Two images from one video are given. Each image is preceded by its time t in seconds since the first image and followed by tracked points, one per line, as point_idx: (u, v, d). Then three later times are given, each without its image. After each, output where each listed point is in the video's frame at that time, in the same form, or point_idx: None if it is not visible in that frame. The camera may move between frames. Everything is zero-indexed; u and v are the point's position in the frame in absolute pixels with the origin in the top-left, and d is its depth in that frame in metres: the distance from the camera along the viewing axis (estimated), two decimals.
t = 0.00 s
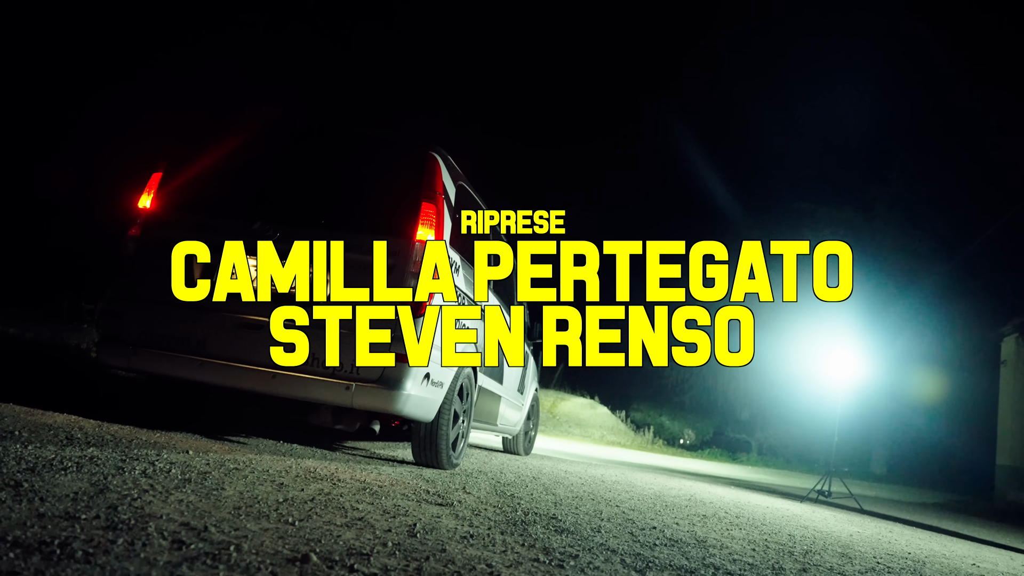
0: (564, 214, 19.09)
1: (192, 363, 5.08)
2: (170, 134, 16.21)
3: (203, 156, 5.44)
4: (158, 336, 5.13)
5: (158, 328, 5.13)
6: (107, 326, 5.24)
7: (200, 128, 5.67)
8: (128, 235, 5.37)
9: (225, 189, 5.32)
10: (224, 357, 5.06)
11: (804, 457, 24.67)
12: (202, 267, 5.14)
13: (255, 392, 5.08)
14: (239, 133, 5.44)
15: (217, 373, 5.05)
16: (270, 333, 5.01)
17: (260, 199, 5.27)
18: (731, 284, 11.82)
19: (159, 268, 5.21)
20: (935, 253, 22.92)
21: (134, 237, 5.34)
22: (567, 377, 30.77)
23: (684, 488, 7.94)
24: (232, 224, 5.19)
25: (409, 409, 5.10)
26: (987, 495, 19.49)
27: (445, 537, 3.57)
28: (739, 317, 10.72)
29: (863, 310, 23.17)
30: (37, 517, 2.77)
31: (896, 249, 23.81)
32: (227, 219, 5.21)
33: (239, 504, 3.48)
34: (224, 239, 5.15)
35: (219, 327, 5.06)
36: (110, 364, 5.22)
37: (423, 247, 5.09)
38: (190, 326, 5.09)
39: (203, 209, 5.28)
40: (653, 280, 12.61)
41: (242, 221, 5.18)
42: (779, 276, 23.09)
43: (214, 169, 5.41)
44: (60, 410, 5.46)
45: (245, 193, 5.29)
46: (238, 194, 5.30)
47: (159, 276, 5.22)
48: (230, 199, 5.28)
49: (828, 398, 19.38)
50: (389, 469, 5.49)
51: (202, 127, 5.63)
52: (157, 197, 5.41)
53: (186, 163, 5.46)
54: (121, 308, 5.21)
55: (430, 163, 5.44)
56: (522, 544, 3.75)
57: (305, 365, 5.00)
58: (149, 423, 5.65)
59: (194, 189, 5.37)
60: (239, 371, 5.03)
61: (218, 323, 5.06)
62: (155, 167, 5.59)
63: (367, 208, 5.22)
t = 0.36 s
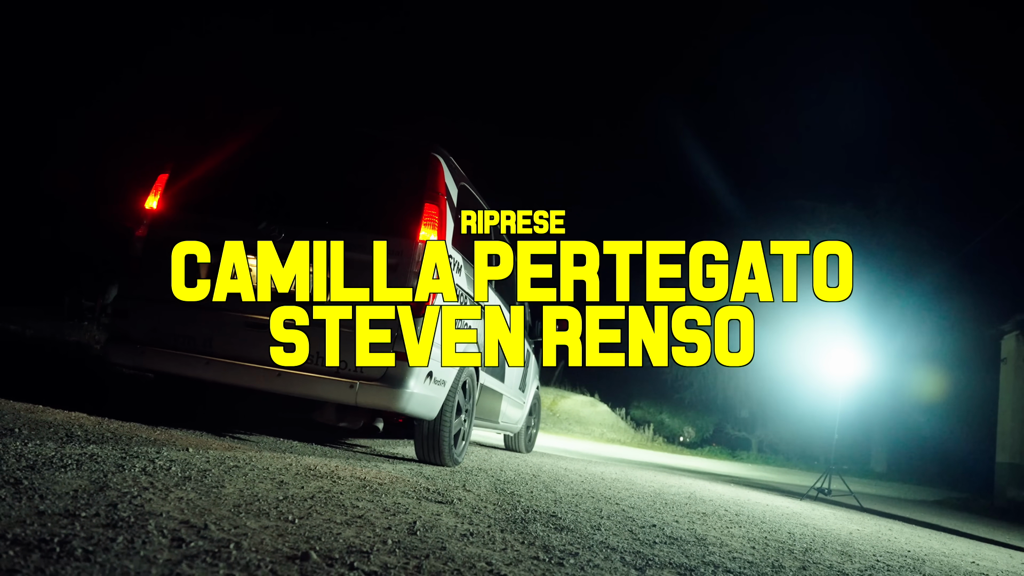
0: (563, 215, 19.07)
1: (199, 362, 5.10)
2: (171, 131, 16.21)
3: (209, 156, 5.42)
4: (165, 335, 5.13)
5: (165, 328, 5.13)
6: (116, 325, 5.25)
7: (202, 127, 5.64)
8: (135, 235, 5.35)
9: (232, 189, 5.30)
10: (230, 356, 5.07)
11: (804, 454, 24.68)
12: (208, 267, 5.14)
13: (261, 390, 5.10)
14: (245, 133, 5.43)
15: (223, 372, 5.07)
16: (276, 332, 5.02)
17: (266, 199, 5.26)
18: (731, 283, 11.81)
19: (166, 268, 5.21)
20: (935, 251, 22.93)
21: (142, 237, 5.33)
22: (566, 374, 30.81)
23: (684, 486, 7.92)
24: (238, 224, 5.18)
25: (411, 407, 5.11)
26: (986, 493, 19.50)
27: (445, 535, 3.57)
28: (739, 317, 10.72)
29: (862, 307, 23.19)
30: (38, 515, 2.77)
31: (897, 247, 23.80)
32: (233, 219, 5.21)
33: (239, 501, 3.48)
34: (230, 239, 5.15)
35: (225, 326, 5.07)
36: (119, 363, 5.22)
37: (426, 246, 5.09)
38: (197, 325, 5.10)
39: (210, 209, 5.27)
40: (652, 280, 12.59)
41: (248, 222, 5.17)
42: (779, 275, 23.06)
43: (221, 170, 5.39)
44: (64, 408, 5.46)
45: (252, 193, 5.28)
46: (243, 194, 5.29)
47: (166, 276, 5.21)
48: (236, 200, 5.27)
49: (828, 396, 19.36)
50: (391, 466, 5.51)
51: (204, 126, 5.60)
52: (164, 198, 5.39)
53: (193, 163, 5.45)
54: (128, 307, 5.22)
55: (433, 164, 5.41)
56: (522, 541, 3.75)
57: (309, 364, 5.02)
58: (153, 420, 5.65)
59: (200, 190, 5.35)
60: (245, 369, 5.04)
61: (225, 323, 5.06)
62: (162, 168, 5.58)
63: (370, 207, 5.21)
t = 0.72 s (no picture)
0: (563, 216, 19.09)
1: (208, 362, 5.08)
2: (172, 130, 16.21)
3: (221, 160, 5.45)
4: (176, 337, 5.13)
5: (177, 329, 5.13)
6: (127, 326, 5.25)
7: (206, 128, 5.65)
8: (147, 237, 5.37)
9: (245, 194, 5.34)
10: (238, 356, 5.05)
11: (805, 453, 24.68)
12: (219, 270, 5.19)
13: (269, 390, 5.09)
14: (255, 138, 5.45)
15: (232, 373, 5.06)
16: (285, 332, 5.01)
17: (276, 203, 5.29)
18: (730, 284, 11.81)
19: (175, 269, 5.23)
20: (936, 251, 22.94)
21: (154, 240, 5.35)
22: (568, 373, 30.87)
23: (685, 485, 7.93)
24: (250, 229, 5.22)
25: (416, 407, 5.11)
26: (987, 491, 19.51)
27: (444, 533, 3.57)
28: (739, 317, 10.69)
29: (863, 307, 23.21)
30: (37, 512, 2.78)
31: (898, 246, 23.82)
32: (246, 223, 5.24)
33: (238, 499, 3.49)
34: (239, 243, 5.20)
35: (234, 329, 5.06)
36: (130, 363, 5.23)
37: (431, 251, 5.10)
38: (207, 326, 5.09)
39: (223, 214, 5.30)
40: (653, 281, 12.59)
41: (259, 225, 5.20)
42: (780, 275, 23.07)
43: (230, 172, 5.42)
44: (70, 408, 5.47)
45: (263, 197, 5.31)
46: (253, 199, 5.33)
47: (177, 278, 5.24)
48: (249, 204, 5.30)
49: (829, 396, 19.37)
50: (393, 465, 5.52)
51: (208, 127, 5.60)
52: (176, 201, 5.44)
53: (203, 167, 5.47)
54: (136, 308, 5.23)
55: (437, 168, 5.43)
56: (522, 539, 3.76)
57: (317, 364, 5.00)
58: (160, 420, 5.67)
59: (214, 194, 5.39)
60: (254, 370, 5.03)
61: (235, 325, 5.06)
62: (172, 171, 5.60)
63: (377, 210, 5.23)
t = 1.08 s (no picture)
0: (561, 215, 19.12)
1: (218, 364, 5.13)
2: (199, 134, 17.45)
3: (229, 167, 5.45)
4: (188, 340, 5.15)
5: (187, 332, 5.15)
6: (139, 331, 5.28)
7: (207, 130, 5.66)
8: (160, 244, 5.37)
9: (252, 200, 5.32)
10: (248, 359, 5.10)
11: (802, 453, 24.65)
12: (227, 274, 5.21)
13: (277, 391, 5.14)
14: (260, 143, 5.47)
15: (241, 374, 5.11)
16: (293, 335, 5.06)
17: (283, 208, 5.30)
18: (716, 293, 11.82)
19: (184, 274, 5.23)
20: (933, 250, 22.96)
21: (166, 246, 5.34)
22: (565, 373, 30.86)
23: (682, 484, 7.92)
24: (259, 234, 5.22)
25: (420, 408, 5.17)
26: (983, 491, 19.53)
27: (440, 533, 3.57)
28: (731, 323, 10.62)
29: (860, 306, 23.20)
30: (33, 512, 2.77)
31: (895, 246, 23.87)
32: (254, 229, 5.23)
33: (234, 499, 3.49)
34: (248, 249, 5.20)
35: (242, 332, 5.10)
36: (142, 365, 5.27)
37: (434, 257, 5.16)
38: (217, 330, 5.13)
39: (232, 220, 5.29)
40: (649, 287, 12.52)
41: (266, 231, 5.22)
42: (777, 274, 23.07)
43: (237, 177, 5.43)
44: (64, 407, 5.44)
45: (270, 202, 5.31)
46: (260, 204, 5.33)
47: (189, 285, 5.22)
48: (256, 211, 5.30)
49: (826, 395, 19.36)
50: (397, 465, 5.56)
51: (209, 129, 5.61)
52: (188, 208, 5.43)
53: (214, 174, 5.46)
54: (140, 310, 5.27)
55: (439, 175, 5.46)
56: (518, 539, 3.76)
57: (324, 367, 5.07)
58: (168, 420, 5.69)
59: (221, 199, 5.39)
60: (264, 372, 5.08)
61: (246, 327, 5.10)
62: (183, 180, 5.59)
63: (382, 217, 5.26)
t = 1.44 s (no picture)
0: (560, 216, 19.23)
1: (233, 365, 5.29)
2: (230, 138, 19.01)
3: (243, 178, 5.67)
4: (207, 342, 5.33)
5: (206, 334, 5.34)
6: (159, 333, 5.47)
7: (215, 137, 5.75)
8: (179, 252, 5.52)
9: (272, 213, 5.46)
10: (264, 362, 5.25)
11: (800, 452, 24.64)
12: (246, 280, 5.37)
13: (291, 393, 5.29)
14: (270, 153, 5.62)
15: (256, 374, 5.26)
16: (310, 338, 5.22)
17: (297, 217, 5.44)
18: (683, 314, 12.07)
19: (202, 281, 5.41)
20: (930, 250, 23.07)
21: (184, 255, 5.50)
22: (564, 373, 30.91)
23: (682, 484, 7.93)
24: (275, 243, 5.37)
25: (428, 409, 5.29)
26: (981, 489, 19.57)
27: (439, 533, 3.57)
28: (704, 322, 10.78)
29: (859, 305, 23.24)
30: (32, 512, 2.77)
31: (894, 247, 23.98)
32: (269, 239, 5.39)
33: (234, 499, 3.48)
34: (262, 256, 5.37)
35: (259, 335, 5.28)
36: (162, 367, 5.44)
37: (442, 264, 5.29)
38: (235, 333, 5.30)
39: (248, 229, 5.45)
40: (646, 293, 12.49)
41: (282, 240, 5.37)
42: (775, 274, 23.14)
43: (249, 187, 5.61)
44: (62, 406, 5.44)
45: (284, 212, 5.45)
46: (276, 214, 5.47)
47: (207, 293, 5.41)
48: (269, 220, 5.46)
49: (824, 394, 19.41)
50: (404, 464, 5.57)
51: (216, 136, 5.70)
52: (206, 218, 5.59)
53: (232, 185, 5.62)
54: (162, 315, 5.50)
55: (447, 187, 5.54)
56: (518, 539, 3.76)
57: (338, 369, 5.21)
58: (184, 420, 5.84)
59: (234, 208, 5.57)
60: (279, 374, 5.23)
61: (264, 333, 5.28)
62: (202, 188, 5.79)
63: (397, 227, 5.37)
